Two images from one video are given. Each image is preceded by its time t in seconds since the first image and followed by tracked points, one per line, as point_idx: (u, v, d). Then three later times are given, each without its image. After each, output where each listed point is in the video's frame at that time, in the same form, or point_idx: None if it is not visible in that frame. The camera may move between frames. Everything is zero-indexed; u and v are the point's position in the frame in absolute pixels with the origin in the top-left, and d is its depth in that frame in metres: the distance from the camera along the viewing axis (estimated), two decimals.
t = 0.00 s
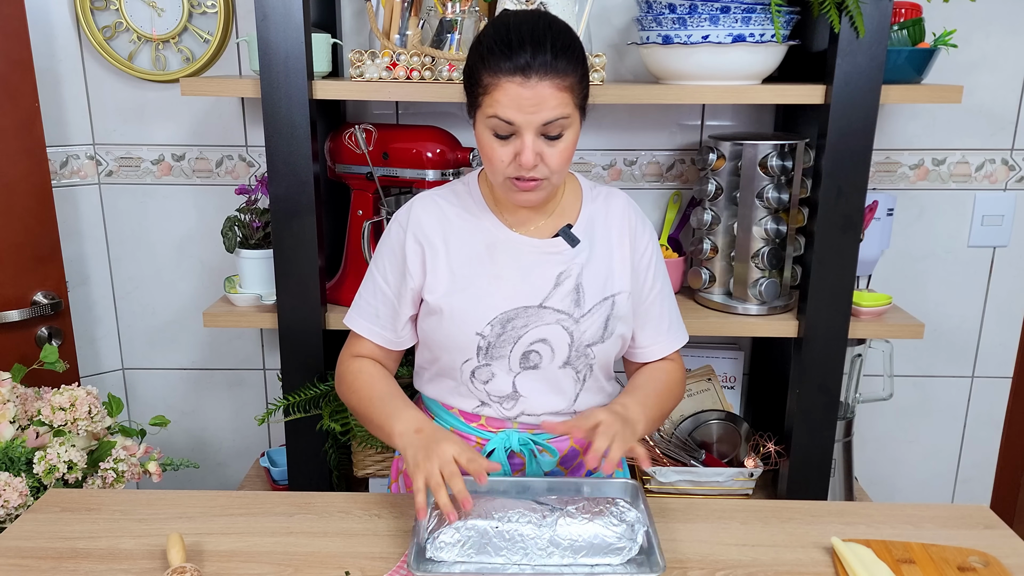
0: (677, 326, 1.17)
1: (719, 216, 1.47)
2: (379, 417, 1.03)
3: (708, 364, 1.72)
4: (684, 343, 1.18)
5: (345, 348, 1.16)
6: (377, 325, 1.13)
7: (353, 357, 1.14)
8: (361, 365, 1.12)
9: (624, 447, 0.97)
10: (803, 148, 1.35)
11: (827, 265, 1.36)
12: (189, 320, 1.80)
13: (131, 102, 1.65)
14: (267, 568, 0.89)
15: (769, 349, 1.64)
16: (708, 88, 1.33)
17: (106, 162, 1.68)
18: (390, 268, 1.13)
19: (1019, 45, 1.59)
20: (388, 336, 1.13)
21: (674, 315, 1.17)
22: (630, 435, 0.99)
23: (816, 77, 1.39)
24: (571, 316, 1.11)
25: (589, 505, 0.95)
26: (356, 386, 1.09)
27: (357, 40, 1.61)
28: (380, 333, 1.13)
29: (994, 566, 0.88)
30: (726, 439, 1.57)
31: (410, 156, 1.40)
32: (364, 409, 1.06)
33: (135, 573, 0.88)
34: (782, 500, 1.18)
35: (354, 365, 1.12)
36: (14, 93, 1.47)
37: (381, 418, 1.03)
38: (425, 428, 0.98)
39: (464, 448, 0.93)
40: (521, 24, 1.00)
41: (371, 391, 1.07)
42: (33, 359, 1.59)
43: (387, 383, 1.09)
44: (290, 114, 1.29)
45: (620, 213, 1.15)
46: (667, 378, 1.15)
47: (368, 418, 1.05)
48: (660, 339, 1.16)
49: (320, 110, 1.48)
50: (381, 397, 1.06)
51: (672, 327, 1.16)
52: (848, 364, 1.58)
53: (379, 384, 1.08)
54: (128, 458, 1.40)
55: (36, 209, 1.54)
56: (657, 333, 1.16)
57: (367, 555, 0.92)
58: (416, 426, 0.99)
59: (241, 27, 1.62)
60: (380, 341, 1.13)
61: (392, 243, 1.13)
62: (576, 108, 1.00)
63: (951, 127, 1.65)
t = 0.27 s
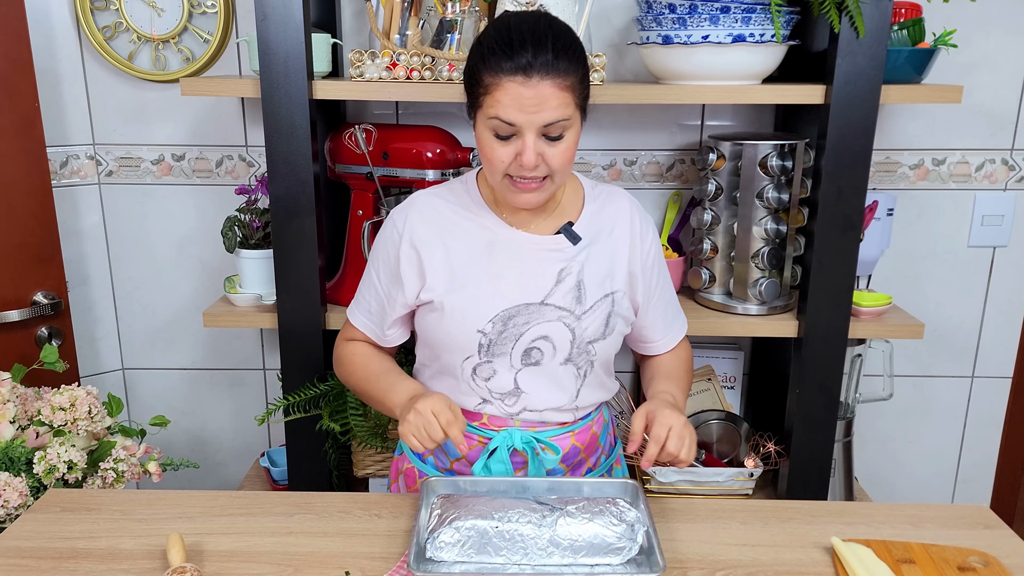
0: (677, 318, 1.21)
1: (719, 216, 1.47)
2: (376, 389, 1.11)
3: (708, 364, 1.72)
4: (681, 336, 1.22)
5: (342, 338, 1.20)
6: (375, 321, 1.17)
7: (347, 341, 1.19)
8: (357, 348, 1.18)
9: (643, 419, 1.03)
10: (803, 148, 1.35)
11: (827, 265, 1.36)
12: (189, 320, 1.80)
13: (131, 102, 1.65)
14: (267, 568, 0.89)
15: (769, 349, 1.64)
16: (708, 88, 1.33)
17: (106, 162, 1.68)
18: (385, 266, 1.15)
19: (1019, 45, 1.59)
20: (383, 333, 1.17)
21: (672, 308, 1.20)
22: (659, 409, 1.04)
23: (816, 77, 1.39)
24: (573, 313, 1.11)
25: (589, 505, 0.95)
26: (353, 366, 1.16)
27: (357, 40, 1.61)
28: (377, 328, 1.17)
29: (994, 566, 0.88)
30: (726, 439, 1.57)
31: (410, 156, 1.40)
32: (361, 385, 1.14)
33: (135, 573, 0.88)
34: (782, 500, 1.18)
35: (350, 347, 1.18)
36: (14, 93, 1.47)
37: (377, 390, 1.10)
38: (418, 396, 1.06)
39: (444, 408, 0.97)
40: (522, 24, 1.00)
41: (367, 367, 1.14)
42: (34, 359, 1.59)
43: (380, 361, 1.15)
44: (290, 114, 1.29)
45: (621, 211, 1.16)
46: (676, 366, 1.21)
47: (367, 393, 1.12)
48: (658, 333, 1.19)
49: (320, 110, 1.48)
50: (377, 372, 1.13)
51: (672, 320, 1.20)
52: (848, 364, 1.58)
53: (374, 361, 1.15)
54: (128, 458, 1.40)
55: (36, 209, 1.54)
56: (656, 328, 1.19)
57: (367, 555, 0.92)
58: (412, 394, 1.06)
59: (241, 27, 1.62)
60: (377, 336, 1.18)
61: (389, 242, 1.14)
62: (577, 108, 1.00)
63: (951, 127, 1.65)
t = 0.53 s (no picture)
0: (682, 320, 1.21)
1: (719, 216, 1.47)
2: (411, 406, 1.09)
3: (708, 364, 1.72)
4: (686, 337, 1.22)
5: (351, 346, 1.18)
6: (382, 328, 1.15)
7: (362, 357, 1.16)
8: (374, 364, 1.14)
9: (577, 432, 1.05)
10: (803, 148, 1.35)
11: (827, 265, 1.36)
12: (189, 319, 1.80)
13: (131, 102, 1.65)
14: (267, 568, 0.89)
15: (769, 350, 1.64)
16: (708, 88, 1.33)
17: (107, 162, 1.68)
18: (392, 270, 1.14)
19: (1019, 45, 1.59)
20: (394, 339, 1.15)
21: (677, 308, 1.20)
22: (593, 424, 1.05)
23: (816, 77, 1.39)
24: (580, 318, 1.11)
25: (589, 505, 0.94)
26: (375, 384, 1.13)
27: (357, 40, 1.61)
28: (383, 335, 1.15)
29: (994, 566, 0.88)
30: (726, 439, 1.57)
31: (410, 156, 1.40)
32: (393, 403, 1.11)
33: (135, 573, 0.88)
34: (782, 500, 1.18)
35: (366, 366, 1.14)
36: (15, 93, 1.47)
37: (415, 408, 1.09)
38: (468, 414, 1.06)
39: (511, 438, 1.01)
40: (528, 26, 1.00)
41: (392, 386, 1.11)
42: (34, 359, 1.59)
43: (401, 375, 1.12)
44: (290, 114, 1.29)
45: (624, 212, 1.16)
46: (648, 378, 1.19)
47: (401, 409, 1.11)
48: (662, 335, 1.20)
49: (320, 110, 1.48)
50: (405, 389, 1.11)
51: (677, 322, 1.20)
52: (848, 364, 1.58)
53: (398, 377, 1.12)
54: (128, 458, 1.40)
55: (36, 209, 1.54)
56: (659, 329, 1.19)
57: (367, 555, 0.92)
58: (460, 412, 1.07)
59: (241, 27, 1.62)
60: (384, 343, 1.15)
61: (395, 245, 1.13)
62: (583, 111, 1.00)
63: (951, 127, 1.65)
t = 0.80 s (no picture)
0: (683, 317, 1.21)
1: (719, 216, 1.47)
2: (455, 418, 1.05)
3: (708, 364, 1.72)
4: (688, 334, 1.23)
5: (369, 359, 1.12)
6: (403, 334, 1.09)
7: (387, 371, 1.10)
8: (402, 378, 1.09)
9: (599, 435, 1.02)
10: (803, 148, 1.35)
11: (827, 265, 1.37)
12: (189, 319, 1.80)
13: (131, 102, 1.65)
14: (267, 569, 0.89)
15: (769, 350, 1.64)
16: (709, 88, 1.33)
17: (106, 162, 1.68)
18: (409, 272, 1.10)
19: (1019, 45, 1.59)
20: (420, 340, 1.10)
21: (679, 305, 1.20)
22: (615, 426, 1.03)
23: (816, 77, 1.39)
24: (593, 320, 1.12)
25: (590, 505, 0.94)
26: (407, 399, 1.07)
27: (357, 40, 1.61)
28: (407, 339, 1.10)
29: (993, 566, 0.88)
30: (726, 439, 1.57)
31: (410, 156, 1.40)
32: (432, 418, 1.06)
33: (135, 573, 0.88)
34: (782, 500, 1.18)
35: (394, 383, 1.08)
36: (15, 93, 1.47)
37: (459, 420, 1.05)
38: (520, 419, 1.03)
39: (572, 443, 0.98)
40: (539, 27, 0.99)
41: (428, 401, 1.06)
42: (34, 359, 1.59)
43: (434, 389, 1.07)
44: (290, 114, 1.29)
45: (631, 213, 1.16)
46: (655, 376, 1.19)
47: (440, 423, 1.06)
48: (667, 332, 1.20)
49: (320, 110, 1.48)
50: (443, 401, 1.06)
51: (678, 319, 1.20)
52: (848, 364, 1.58)
53: (433, 392, 1.07)
54: (128, 458, 1.40)
55: (36, 209, 1.54)
56: (663, 327, 1.20)
57: (367, 555, 0.92)
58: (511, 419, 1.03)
59: (241, 27, 1.62)
60: (408, 347, 1.10)
61: (409, 248, 1.09)
62: (595, 113, 1.00)
63: (951, 127, 1.65)
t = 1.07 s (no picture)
0: (682, 322, 1.22)
1: (719, 216, 1.47)
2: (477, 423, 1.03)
3: (708, 364, 1.72)
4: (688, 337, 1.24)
5: (383, 361, 1.11)
6: (417, 335, 1.08)
7: (406, 377, 1.09)
8: (423, 383, 1.07)
9: (614, 441, 1.01)
10: (803, 148, 1.35)
11: (827, 266, 1.37)
12: (188, 319, 1.80)
13: (131, 102, 1.65)
14: (267, 569, 0.89)
15: (769, 350, 1.64)
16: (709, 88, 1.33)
17: (106, 162, 1.68)
18: (425, 275, 1.08)
19: (1019, 45, 1.59)
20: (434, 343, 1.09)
21: (681, 309, 1.21)
22: (629, 432, 1.02)
23: (816, 77, 1.39)
24: (602, 328, 1.11)
25: (590, 505, 0.94)
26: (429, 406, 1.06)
27: (357, 40, 1.61)
28: (421, 342, 1.08)
29: (993, 566, 0.88)
30: (726, 439, 1.57)
31: (410, 156, 1.40)
32: (453, 424, 1.05)
33: (135, 573, 0.88)
34: (783, 500, 1.17)
35: (414, 390, 1.07)
36: (14, 93, 1.47)
37: (480, 426, 1.03)
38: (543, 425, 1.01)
39: (595, 451, 0.97)
40: (557, 33, 0.99)
41: (448, 408, 1.05)
42: (34, 359, 1.59)
43: (454, 395, 1.06)
44: (290, 114, 1.29)
45: (640, 221, 1.16)
46: (660, 382, 1.19)
47: (461, 427, 1.04)
48: (669, 337, 1.21)
49: (320, 110, 1.48)
50: (464, 407, 1.04)
51: (677, 324, 1.21)
52: (848, 364, 1.58)
53: (453, 398, 1.05)
54: (128, 458, 1.40)
55: (36, 209, 1.54)
56: (665, 331, 1.20)
57: (367, 555, 0.92)
58: (534, 426, 1.01)
59: (241, 27, 1.62)
60: (423, 350, 1.09)
61: (424, 248, 1.08)
62: (611, 121, 1.00)
63: (951, 127, 1.65)
